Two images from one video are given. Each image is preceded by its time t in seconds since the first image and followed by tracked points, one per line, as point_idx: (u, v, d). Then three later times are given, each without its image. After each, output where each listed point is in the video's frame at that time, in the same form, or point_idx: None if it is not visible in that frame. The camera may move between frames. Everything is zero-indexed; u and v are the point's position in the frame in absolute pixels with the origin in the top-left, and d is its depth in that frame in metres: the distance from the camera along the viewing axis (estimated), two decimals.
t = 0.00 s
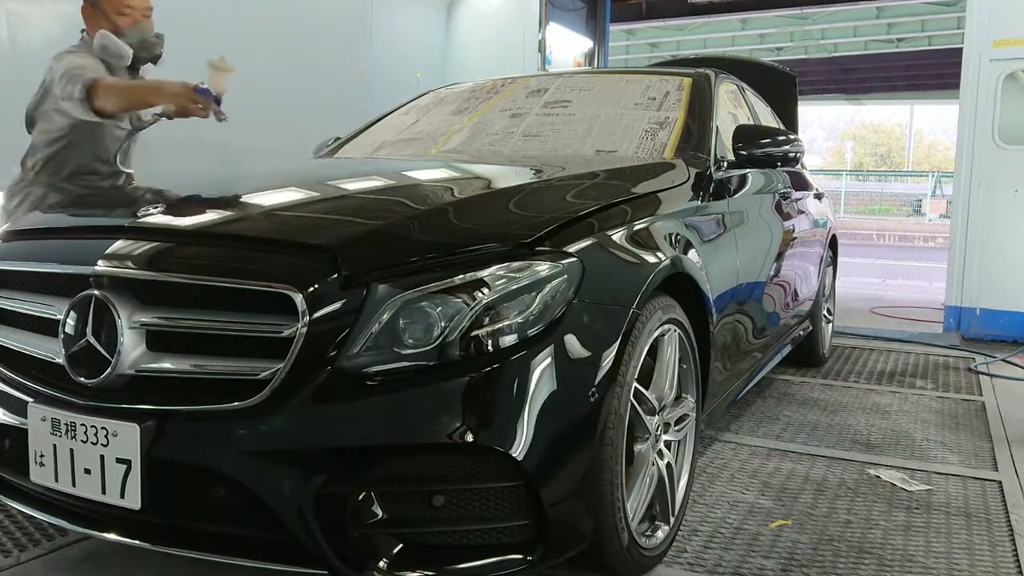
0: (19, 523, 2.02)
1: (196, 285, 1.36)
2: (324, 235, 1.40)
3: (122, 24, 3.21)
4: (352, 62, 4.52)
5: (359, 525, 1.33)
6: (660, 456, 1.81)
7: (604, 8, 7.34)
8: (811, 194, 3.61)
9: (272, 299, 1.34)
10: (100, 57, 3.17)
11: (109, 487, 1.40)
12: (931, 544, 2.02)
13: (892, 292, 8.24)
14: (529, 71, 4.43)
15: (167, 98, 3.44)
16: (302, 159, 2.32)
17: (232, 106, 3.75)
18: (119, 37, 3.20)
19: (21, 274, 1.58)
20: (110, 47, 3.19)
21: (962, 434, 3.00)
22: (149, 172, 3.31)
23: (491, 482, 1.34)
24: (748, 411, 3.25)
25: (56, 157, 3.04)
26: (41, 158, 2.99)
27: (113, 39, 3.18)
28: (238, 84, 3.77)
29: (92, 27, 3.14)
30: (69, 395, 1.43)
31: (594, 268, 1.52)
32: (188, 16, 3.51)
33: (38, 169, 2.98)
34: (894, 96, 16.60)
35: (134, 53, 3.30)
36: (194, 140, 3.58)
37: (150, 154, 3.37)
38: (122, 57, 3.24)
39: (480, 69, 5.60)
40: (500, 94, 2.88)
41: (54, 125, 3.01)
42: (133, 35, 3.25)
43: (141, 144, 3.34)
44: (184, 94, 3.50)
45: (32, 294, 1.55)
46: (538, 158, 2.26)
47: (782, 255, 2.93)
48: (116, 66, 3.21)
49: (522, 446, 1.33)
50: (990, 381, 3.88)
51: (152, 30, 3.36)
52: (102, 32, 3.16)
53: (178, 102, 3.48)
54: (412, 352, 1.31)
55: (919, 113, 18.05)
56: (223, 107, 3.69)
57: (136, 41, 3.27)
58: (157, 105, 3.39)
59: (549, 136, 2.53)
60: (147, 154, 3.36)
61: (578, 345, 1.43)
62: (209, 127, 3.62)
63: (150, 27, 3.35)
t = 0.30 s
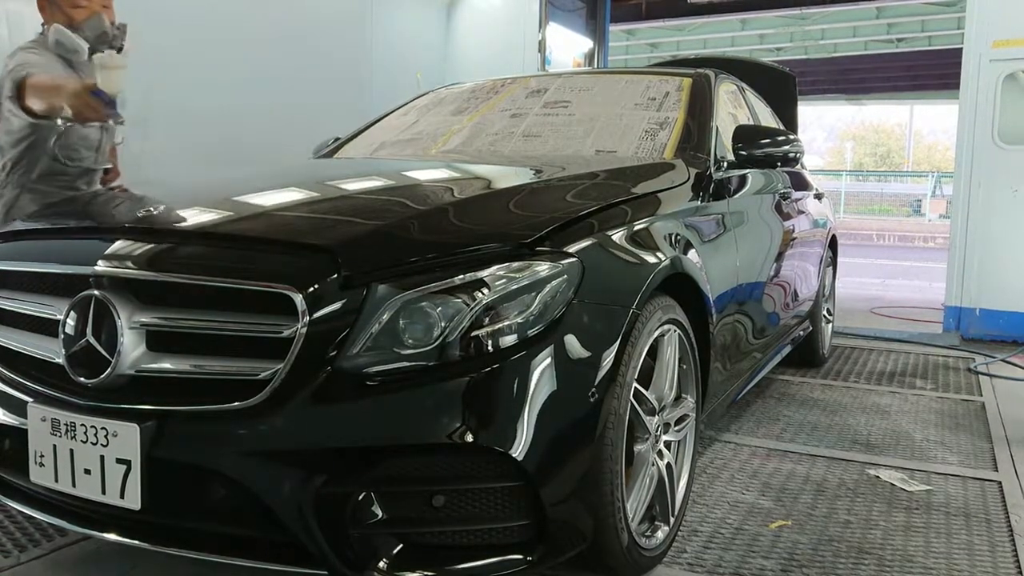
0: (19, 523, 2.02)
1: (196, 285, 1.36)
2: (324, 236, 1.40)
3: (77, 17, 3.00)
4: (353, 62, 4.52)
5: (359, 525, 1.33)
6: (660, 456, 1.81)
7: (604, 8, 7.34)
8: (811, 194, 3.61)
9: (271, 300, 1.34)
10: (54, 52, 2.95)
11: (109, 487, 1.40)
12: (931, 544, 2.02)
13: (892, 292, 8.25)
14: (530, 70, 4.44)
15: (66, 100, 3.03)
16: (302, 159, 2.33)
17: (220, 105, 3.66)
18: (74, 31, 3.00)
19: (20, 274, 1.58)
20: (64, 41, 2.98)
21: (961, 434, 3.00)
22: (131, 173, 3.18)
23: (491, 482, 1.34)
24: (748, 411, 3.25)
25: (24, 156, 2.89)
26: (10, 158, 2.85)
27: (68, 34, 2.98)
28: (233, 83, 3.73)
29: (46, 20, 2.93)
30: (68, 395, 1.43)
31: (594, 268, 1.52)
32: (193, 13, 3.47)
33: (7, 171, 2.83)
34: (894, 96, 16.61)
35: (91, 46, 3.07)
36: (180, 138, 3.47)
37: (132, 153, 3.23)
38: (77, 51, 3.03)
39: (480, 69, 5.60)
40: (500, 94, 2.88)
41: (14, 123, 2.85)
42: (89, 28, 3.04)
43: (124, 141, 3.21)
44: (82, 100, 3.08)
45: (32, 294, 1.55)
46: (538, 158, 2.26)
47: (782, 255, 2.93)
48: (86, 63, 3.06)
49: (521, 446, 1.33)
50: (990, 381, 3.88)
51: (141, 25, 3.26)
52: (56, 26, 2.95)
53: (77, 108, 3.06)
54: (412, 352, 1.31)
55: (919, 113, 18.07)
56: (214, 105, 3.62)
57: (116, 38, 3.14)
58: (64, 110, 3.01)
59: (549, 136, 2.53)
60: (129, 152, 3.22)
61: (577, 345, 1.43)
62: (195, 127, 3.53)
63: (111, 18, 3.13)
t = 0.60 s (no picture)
0: (19, 523, 2.02)
1: (196, 285, 1.36)
2: (324, 236, 1.40)
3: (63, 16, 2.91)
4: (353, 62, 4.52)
5: (359, 524, 1.33)
6: (660, 456, 1.81)
7: (604, 8, 7.33)
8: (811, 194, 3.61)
9: (271, 299, 1.34)
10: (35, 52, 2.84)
11: (109, 487, 1.40)
12: (932, 544, 2.02)
13: (892, 292, 8.25)
14: (530, 70, 4.44)
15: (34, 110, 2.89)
16: (302, 159, 2.32)
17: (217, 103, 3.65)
18: (61, 30, 2.91)
19: (21, 274, 1.58)
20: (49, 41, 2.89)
21: (962, 434, 3.00)
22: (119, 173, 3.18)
23: (491, 482, 1.33)
24: (748, 411, 3.25)
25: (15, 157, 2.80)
26: None
27: (53, 34, 2.89)
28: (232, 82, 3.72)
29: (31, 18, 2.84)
30: (68, 395, 1.43)
31: (594, 268, 1.52)
32: (194, 13, 3.46)
33: None
34: (894, 96, 16.62)
35: (78, 44, 2.99)
36: (175, 135, 3.46)
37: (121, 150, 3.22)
38: (64, 51, 2.92)
39: (479, 69, 5.60)
40: (500, 94, 2.88)
41: None
42: (76, 27, 2.96)
43: (114, 139, 3.19)
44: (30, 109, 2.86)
45: (32, 295, 1.55)
46: (538, 158, 2.25)
47: (783, 255, 2.93)
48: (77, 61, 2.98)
49: (521, 446, 1.33)
50: (990, 381, 3.88)
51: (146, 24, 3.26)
52: (40, 24, 2.86)
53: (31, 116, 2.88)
54: (412, 353, 1.31)
55: (919, 113, 18.07)
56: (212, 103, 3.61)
57: (111, 39, 3.11)
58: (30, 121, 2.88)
59: (549, 136, 2.53)
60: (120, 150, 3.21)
61: (577, 345, 1.43)
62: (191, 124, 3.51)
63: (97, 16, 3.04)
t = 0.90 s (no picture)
0: (19, 523, 2.02)
1: (196, 285, 1.36)
2: (323, 236, 1.40)
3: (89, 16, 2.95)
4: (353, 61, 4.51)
5: (359, 524, 1.33)
6: (660, 456, 1.81)
7: (604, 8, 7.33)
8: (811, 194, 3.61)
9: (271, 299, 1.34)
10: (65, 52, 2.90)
11: (109, 487, 1.40)
12: (932, 544, 2.02)
13: (892, 292, 8.25)
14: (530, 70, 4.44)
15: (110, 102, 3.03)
16: (302, 159, 2.32)
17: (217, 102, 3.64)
18: (86, 30, 2.94)
19: (20, 275, 1.58)
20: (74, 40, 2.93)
21: (962, 434, 3.00)
22: (129, 176, 3.14)
23: (491, 482, 1.33)
24: (748, 411, 3.25)
25: (35, 156, 2.85)
26: (19, 158, 2.82)
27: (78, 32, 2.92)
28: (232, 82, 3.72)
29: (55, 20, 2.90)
30: (68, 395, 1.43)
31: (594, 268, 1.52)
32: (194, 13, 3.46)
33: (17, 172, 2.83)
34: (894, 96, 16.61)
35: (102, 42, 3.04)
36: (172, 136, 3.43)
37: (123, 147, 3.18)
38: (89, 49, 2.98)
39: (479, 69, 5.59)
40: (500, 94, 2.87)
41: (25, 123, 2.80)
42: (100, 26, 3.00)
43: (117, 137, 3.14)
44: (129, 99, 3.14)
45: (32, 294, 1.55)
46: (537, 158, 2.25)
47: (782, 255, 2.92)
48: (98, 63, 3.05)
49: (522, 446, 1.33)
50: (990, 381, 3.88)
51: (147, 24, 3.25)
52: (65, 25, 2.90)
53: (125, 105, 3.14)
54: (412, 353, 1.31)
55: (919, 113, 18.07)
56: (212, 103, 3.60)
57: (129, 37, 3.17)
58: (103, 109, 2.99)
59: (549, 136, 2.53)
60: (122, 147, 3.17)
61: (577, 345, 1.43)
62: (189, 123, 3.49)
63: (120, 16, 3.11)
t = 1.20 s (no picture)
0: (19, 523, 2.02)
1: (196, 285, 1.36)
2: (323, 236, 1.40)
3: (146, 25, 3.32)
4: (354, 62, 4.52)
5: (359, 524, 1.33)
6: (660, 456, 1.81)
7: (604, 8, 7.33)
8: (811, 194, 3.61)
9: (271, 299, 1.34)
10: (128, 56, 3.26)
11: (109, 487, 1.40)
12: (932, 544, 2.02)
13: (893, 292, 8.25)
14: (530, 70, 4.44)
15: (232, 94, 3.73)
16: (302, 159, 2.32)
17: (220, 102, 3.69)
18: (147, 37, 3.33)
19: (21, 275, 1.58)
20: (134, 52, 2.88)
21: (962, 434, 3.00)
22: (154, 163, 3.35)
23: (491, 482, 1.34)
24: (748, 411, 3.25)
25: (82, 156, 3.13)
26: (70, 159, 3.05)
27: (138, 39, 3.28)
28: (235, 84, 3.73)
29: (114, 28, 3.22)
30: (68, 395, 1.43)
31: (594, 268, 1.52)
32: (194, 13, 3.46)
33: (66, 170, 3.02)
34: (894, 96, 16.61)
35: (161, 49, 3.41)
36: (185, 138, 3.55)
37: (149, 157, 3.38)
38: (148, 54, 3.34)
39: (479, 70, 5.59)
40: (500, 94, 2.88)
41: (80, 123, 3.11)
42: (159, 35, 3.39)
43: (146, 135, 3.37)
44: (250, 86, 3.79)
45: (32, 295, 1.55)
46: (538, 158, 2.26)
47: (782, 255, 2.92)
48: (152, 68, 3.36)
49: (521, 446, 1.33)
50: (990, 381, 3.88)
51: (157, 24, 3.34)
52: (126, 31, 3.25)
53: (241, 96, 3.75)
54: (412, 353, 1.31)
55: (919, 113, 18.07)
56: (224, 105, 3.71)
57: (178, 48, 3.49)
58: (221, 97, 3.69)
59: (549, 136, 2.53)
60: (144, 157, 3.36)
61: (578, 345, 1.43)
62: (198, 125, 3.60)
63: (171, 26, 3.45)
